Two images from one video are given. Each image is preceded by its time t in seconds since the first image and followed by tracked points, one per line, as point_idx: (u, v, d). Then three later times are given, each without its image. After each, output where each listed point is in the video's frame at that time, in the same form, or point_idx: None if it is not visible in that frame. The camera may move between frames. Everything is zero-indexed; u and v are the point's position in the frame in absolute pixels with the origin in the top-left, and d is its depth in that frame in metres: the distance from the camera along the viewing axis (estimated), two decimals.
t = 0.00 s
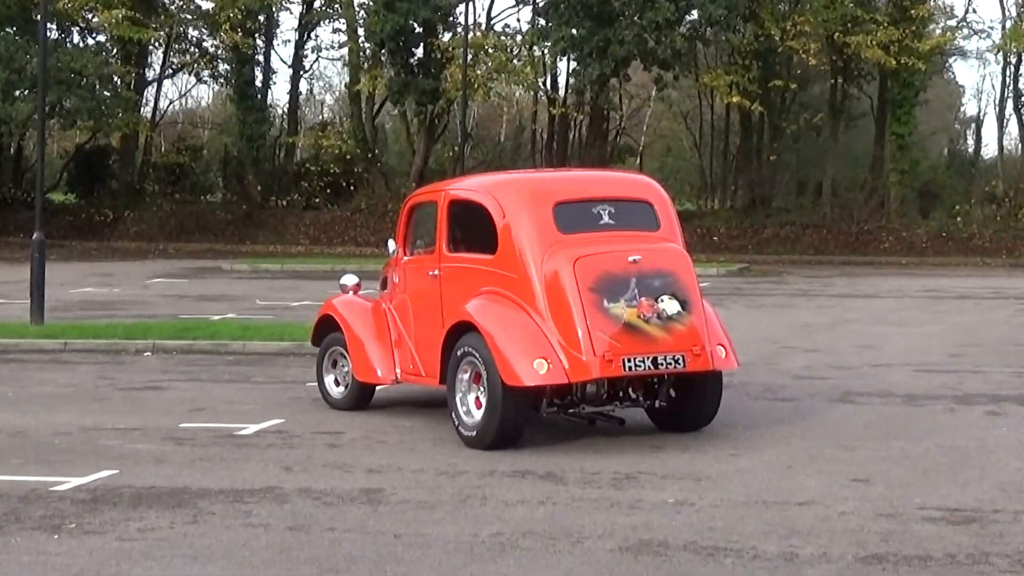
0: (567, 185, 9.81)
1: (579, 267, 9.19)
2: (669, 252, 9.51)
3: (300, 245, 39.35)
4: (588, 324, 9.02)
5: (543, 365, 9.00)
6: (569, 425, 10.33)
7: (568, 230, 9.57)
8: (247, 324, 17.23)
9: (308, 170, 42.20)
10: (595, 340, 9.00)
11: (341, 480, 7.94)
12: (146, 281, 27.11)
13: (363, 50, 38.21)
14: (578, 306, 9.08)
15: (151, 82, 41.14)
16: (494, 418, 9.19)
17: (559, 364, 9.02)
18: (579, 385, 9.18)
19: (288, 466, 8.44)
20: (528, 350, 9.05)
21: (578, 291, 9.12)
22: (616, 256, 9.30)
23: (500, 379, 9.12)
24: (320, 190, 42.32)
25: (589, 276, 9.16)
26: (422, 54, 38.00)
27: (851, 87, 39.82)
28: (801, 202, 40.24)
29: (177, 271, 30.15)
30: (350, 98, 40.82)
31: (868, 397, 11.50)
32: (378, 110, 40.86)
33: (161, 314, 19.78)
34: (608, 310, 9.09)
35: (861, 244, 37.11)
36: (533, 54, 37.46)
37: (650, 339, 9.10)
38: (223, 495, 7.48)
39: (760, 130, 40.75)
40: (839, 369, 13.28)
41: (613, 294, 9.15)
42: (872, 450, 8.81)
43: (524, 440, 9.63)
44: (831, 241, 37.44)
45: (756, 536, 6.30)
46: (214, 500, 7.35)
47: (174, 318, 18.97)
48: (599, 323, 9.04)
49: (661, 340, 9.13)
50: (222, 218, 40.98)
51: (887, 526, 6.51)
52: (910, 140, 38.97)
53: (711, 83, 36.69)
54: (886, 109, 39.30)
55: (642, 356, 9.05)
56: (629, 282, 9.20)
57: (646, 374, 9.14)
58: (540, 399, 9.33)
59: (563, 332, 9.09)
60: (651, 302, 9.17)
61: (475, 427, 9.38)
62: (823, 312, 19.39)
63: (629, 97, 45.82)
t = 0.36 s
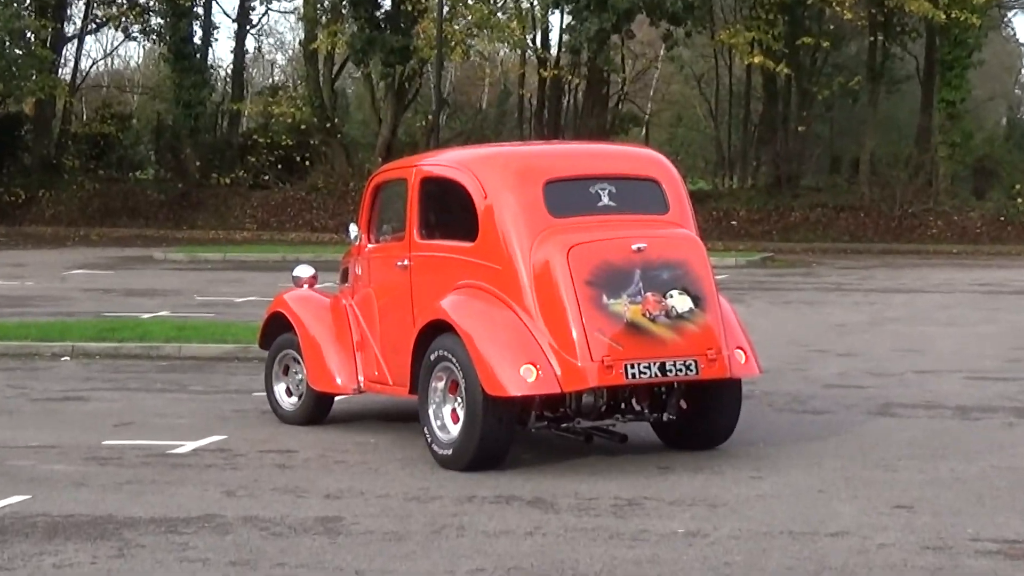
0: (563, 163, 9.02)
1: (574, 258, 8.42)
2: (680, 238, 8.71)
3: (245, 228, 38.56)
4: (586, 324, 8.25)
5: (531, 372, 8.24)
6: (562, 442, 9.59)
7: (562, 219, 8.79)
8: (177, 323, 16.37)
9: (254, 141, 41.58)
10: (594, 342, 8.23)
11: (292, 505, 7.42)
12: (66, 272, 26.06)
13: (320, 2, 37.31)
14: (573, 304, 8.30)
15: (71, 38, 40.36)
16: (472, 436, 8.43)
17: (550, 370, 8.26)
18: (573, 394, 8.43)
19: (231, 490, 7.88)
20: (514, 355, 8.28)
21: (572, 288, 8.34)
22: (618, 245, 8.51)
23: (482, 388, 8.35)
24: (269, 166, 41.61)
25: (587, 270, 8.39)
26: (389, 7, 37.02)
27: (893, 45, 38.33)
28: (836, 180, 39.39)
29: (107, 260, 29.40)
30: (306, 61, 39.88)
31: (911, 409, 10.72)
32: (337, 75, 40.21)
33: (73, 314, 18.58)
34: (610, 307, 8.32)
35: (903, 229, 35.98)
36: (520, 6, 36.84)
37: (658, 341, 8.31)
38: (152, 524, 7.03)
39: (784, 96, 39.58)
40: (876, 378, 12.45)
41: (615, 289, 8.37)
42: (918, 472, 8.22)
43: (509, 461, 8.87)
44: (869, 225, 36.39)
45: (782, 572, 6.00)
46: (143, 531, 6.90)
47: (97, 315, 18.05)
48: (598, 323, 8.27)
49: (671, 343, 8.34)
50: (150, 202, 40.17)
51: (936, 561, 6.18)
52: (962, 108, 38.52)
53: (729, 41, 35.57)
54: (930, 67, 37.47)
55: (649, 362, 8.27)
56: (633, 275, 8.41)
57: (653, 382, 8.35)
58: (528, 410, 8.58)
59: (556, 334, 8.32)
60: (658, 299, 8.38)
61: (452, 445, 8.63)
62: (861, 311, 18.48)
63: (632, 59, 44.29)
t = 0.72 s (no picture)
0: (561, 145, 8.48)
1: (573, 251, 7.87)
2: (693, 228, 8.13)
3: (195, 213, 37.83)
4: (586, 326, 7.71)
5: (522, 380, 7.69)
6: (557, 461, 9.06)
7: (560, 211, 8.23)
8: (117, 321, 15.72)
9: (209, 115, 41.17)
10: (594, 346, 7.68)
11: (247, 531, 7.23)
12: None
13: None
14: (572, 303, 7.75)
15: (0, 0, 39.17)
16: (456, 453, 7.89)
17: (544, 377, 7.73)
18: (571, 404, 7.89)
19: (180, 512, 7.64)
20: (504, 360, 7.73)
21: (571, 287, 7.78)
22: (624, 236, 7.95)
23: (466, 398, 7.80)
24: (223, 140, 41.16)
25: (587, 266, 7.84)
26: None
27: (933, 11, 38.79)
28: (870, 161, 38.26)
29: (42, 248, 28.94)
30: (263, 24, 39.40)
31: (955, 424, 10.22)
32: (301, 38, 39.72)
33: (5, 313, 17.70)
34: (614, 306, 7.77)
35: (947, 217, 35.04)
36: None
37: (668, 346, 7.76)
38: (90, 551, 6.83)
39: (812, 67, 38.82)
40: (915, 388, 11.91)
41: (620, 286, 7.81)
42: (963, 495, 7.92)
43: (497, 482, 8.34)
44: (908, 214, 35.50)
45: None
46: (80, 558, 6.71)
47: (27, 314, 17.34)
48: (601, 325, 7.72)
49: (683, 348, 7.78)
50: (92, 182, 39.62)
51: None
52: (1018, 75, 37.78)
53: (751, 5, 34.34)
54: (978, 34, 37.19)
55: (657, 368, 7.71)
56: (641, 270, 7.85)
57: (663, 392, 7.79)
58: (520, 422, 8.04)
59: (553, 337, 7.78)
60: (668, 297, 7.82)
61: (431, 462, 8.08)
62: (899, 311, 17.86)
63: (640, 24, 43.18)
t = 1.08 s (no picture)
0: (569, 134, 8.25)
1: (582, 247, 7.65)
2: (708, 221, 7.90)
3: (181, 205, 37.57)
4: (597, 325, 7.50)
5: (529, 381, 7.49)
6: (569, 466, 8.85)
7: (568, 202, 8.01)
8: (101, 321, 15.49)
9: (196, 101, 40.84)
10: (605, 345, 7.47)
11: (238, 540, 7.04)
12: None
13: None
14: (582, 302, 7.53)
15: None
16: (459, 459, 7.68)
17: (552, 378, 7.52)
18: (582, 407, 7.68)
19: (168, 521, 7.44)
20: (509, 360, 7.52)
21: (581, 283, 7.56)
22: (637, 229, 7.73)
23: (470, 401, 7.59)
24: (211, 128, 40.90)
25: (598, 262, 7.62)
26: None
27: None
28: (896, 150, 38.06)
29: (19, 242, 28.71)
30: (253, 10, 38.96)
31: (986, 428, 10.00)
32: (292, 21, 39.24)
33: None
34: (626, 304, 7.56)
35: (976, 208, 34.76)
36: None
37: (683, 345, 7.54)
38: (73, 562, 6.64)
39: (833, 49, 38.65)
40: (943, 390, 11.67)
41: (633, 283, 7.60)
42: (994, 503, 7.73)
43: (502, 490, 8.13)
44: (936, 205, 35.22)
45: None
46: (63, 570, 6.53)
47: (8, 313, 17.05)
48: (612, 324, 7.51)
49: (699, 347, 7.57)
50: (69, 173, 39.31)
51: None
52: None
53: None
54: (1010, 15, 37.01)
55: (671, 369, 7.50)
56: (654, 265, 7.64)
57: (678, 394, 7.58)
58: (526, 426, 7.83)
59: (561, 337, 7.56)
60: (683, 294, 7.60)
61: (433, 469, 7.88)
62: (926, 309, 17.61)
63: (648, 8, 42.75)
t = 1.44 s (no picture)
0: (568, 134, 8.26)
1: (581, 247, 7.65)
2: (706, 222, 7.91)
3: (177, 205, 37.43)
4: (596, 325, 7.50)
5: (527, 382, 7.49)
6: (566, 468, 8.87)
7: (567, 203, 8.01)
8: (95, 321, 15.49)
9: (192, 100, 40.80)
10: (603, 346, 7.47)
11: (235, 540, 7.04)
12: None
13: None
14: (581, 302, 7.53)
15: None
16: (457, 462, 7.68)
17: (550, 379, 7.52)
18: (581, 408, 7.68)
19: (163, 521, 7.44)
20: (507, 361, 7.52)
21: (579, 284, 7.56)
22: (636, 229, 7.73)
23: (469, 403, 7.59)
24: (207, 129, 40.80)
25: (597, 262, 7.62)
26: None
27: None
28: (891, 151, 38.05)
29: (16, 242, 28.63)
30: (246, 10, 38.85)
31: (983, 429, 10.03)
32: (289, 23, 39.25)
33: None
34: (624, 304, 7.56)
35: (973, 210, 34.80)
36: None
37: (682, 346, 7.55)
38: (68, 562, 6.63)
39: (830, 51, 38.70)
40: (939, 392, 11.69)
41: (631, 283, 7.60)
42: (990, 504, 7.74)
43: (500, 491, 8.12)
44: (932, 207, 35.23)
45: None
46: (58, 570, 6.52)
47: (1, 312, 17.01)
48: (611, 325, 7.51)
49: (697, 348, 7.58)
50: (68, 171, 39.32)
51: None
52: None
53: None
54: (1006, 17, 37.06)
55: (670, 370, 7.50)
56: (653, 265, 7.64)
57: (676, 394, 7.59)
58: (524, 428, 7.83)
59: (559, 337, 7.57)
60: (682, 295, 7.61)
61: (430, 470, 7.88)
62: (923, 310, 17.62)
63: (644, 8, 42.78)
